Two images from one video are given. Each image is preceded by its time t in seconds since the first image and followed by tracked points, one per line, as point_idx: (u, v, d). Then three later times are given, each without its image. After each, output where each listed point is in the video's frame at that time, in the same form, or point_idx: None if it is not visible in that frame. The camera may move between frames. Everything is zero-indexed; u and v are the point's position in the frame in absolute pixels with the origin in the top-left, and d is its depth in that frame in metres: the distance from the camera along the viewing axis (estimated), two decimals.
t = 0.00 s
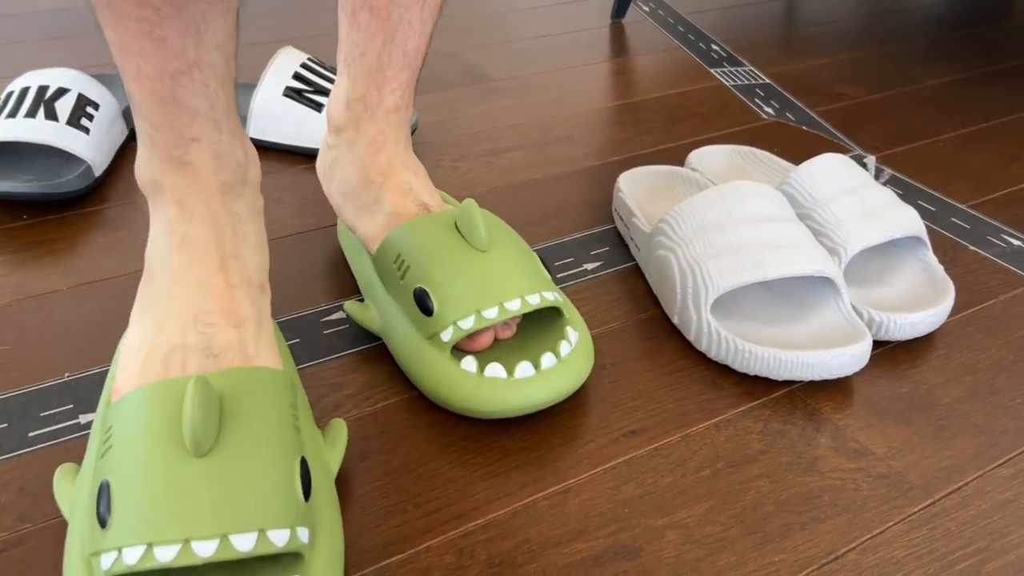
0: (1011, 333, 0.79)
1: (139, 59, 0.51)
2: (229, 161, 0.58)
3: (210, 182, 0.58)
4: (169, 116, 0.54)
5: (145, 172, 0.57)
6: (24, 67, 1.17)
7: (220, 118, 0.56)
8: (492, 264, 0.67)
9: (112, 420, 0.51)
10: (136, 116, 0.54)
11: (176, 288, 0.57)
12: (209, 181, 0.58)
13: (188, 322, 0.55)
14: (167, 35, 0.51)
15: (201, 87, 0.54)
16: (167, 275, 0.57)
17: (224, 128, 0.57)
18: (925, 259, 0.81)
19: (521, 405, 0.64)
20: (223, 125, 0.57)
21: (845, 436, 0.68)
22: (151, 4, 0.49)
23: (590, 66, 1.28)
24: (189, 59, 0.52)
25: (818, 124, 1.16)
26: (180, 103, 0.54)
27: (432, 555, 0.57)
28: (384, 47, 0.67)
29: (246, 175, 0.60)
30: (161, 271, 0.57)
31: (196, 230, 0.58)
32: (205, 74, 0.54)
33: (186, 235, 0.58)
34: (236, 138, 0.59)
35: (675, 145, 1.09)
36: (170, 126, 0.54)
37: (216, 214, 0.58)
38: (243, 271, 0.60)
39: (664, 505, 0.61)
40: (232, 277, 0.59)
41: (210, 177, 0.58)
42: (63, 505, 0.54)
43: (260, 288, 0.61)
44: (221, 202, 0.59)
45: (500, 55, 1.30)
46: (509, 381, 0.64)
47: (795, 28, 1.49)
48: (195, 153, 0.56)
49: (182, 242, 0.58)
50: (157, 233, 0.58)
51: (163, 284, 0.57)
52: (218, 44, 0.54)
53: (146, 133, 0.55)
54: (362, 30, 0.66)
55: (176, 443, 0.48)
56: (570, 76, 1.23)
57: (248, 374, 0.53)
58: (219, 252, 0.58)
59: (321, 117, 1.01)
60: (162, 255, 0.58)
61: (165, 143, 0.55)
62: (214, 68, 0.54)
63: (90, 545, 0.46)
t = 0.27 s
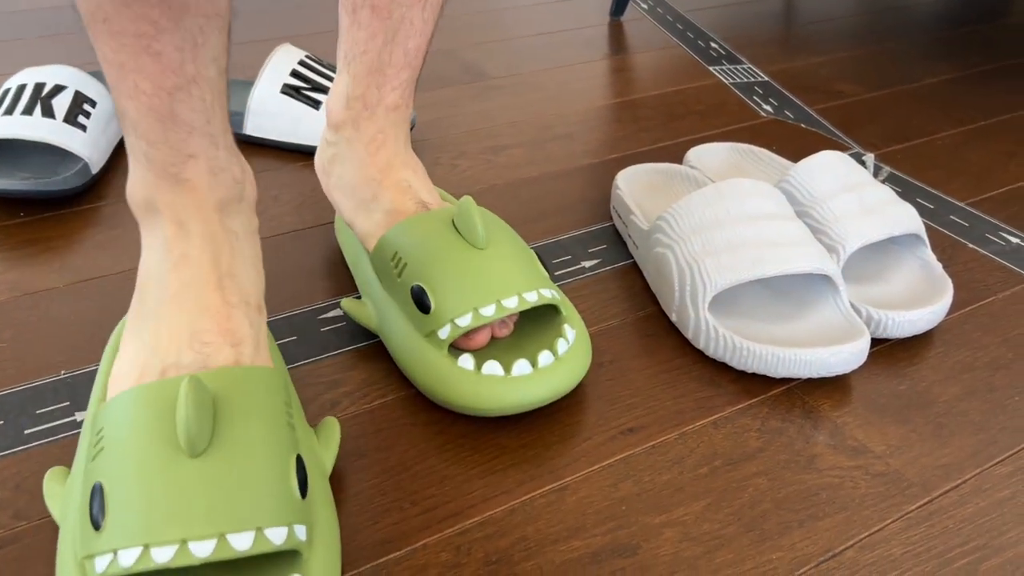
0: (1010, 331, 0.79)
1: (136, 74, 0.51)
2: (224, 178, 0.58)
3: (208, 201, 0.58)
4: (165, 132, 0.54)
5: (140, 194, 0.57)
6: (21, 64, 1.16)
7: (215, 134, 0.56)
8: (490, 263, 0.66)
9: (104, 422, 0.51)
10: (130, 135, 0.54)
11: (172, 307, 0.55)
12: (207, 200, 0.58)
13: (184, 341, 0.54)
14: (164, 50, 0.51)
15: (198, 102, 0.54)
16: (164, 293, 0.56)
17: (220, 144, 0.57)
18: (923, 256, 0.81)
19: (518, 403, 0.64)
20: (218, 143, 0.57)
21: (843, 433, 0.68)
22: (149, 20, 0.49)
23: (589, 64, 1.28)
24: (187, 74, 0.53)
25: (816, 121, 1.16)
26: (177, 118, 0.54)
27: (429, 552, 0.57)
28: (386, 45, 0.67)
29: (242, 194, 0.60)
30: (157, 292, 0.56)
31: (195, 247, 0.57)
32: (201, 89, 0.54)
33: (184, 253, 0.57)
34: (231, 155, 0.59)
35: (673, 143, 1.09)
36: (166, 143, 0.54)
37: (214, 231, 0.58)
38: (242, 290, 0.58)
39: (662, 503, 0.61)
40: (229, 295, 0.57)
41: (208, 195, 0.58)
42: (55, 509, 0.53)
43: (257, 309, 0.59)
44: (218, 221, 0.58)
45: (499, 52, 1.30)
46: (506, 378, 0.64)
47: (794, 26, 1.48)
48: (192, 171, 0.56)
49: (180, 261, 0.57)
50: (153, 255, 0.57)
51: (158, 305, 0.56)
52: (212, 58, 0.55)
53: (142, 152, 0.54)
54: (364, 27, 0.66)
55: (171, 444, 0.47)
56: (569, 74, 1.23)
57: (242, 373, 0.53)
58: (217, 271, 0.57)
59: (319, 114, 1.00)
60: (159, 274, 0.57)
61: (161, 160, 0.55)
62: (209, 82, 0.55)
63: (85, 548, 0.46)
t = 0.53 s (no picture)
0: (1009, 328, 0.79)
1: (129, 96, 0.50)
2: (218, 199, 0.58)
3: (204, 223, 0.57)
4: (162, 155, 0.53)
5: (135, 222, 0.56)
6: (19, 61, 1.16)
7: (212, 156, 0.56)
8: (489, 260, 0.66)
9: (95, 421, 0.50)
10: (125, 162, 0.53)
11: (166, 331, 0.54)
12: (204, 223, 0.57)
13: (181, 360, 0.52)
14: (159, 70, 0.50)
15: (194, 123, 0.54)
16: (161, 317, 0.54)
17: (217, 166, 0.57)
18: (922, 253, 0.81)
19: (517, 400, 0.64)
20: (214, 164, 0.57)
21: (841, 430, 0.68)
22: (144, 40, 0.49)
23: (588, 61, 1.28)
24: (183, 95, 0.52)
25: (815, 118, 1.16)
26: (175, 140, 0.53)
27: (427, 550, 0.56)
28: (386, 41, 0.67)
29: (239, 216, 0.60)
30: (150, 316, 0.55)
31: (192, 270, 0.56)
32: (196, 110, 0.54)
33: (182, 276, 0.56)
34: (225, 176, 0.58)
35: (672, 140, 1.09)
36: (163, 165, 0.53)
37: (212, 252, 0.57)
38: (240, 312, 0.57)
39: (660, 500, 0.61)
40: (228, 316, 0.56)
41: (205, 217, 0.57)
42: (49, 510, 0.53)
43: (256, 332, 0.58)
44: (215, 243, 0.58)
45: (497, 49, 1.30)
46: (504, 375, 0.64)
47: (793, 23, 1.48)
48: (189, 193, 0.56)
49: (176, 284, 0.55)
50: (148, 281, 0.56)
51: (151, 328, 0.54)
52: (206, 78, 0.54)
53: (138, 177, 0.54)
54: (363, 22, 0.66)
55: (164, 445, 0.47)
56: (567, 71, 1.23)
57: (235, 370, 0.52)
58: (215, 293, 0.56)
59: (317, 111, 1.00)
60: (155, 301, 0.55)
61: (157, 185, 0.54)
62: (204, 104, 0.54)
63: (79, 550, 0.45)
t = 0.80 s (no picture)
0: (1010, 326, 0.79)
1: (117, 65, 0.52)
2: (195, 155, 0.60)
3: (183, 180, 0.59)
4: (146, 120, 0.55)
5: (115, 175, 0.57)
6: (18, 58, 1.16)
7: (191, 120, 0.58)
8: (488, 258, 0.66)
9: (61, 367, 0.53)
10: (104, 119, 0.55)
11: (145, 282, 0.55)
12: (180, 180, 0.59)
13: (153, 307, 0.54)
14: (144, 43, 0.51)
15: (177, 91, 0.55)
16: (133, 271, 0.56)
17: (196, 127, 0.59)
18: (923, 251, 0.81)
19: (517, 399, 0.64)
20: (193, 127, 0.59)
21: (842, 429, 0.68)
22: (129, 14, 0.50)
23: (588, 59, 1.28)
24: (166, 65, 0.53)
25: (815, 116, 1.16)
26: (159, 108, 0.55)
27: (426, 548, 0.56)
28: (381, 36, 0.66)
29: (213, 173, 0.62)
30: (123, 265, 0.56)
31: (168, 225, 0.57)
32: (179, 79, 0.55)
33: (156, 230, 0.57)
34: (201, 137, 0.60)
35: (672, 138, 1.08)
36: (145, 128, 0.55)
37: (188, 209, 0.59)
38: (216, 270, 0.59)
39: (660, 499, 0.61)
40: (202, 271, 0.58)
41: (184, 176, 0.59)
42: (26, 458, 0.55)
43: (228, 284, 0.60)
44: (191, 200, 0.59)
45: (497, 47, 1.30)
46: (504, 374, 0.64)
47: (793, 21, 1.48)
48: (170, 154, 0.58)
49: (151, 236, 0.57)
50: (122, 232, 0.57)
51: (122, 276, 0.55)
52: (190, 46, 0.55)
53: (122, 136, 0.55)
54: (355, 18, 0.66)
55: (123, 384, 0.49)
56: (567, 69, 1.23)
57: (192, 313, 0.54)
58: (191, 247, 0.58)
59: (316, 108, 1.00)
60: (129, 257, 0.56)
61: (135, 143, 0.56)
62: (187, 71, 0.55)
63: (50, 486, 0.48)
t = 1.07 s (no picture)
0: (1011, 323, 0.79)
1: (49, 48, 0.58)
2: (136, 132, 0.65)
3: (127, 155, 0.65)
4: (82, 99, 0.61)
5: (62, 156, 0.63)
6: (16, 54, 1.16)
7: (132, 99, 0.64)
8: (489, 254, 0.66)
9: (33, 303, 0.59)
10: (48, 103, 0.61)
11: (89, 248, 0.61)
12: (125, 155, 0.65)
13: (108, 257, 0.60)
14: (75, 25, 0.58)
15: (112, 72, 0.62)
16: (85, 239, 0.62)
17: (136, 107, 0.65)
18: (924, 247, 0.81)
19: (517, 396, 0.63)
20: (134, 106, 0.65)
21: (842, 425, 0.68)
22: None
23: (588, 55, 1.27)
24: (99, 46, 0.60)
25: (816, 113, 1.16)
26: (95, 86, 0.61)
27: (425, 544, 0.56)
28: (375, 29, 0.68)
29: (162, 150, 0.68)
30: (81, 235, 0.62)
31: (114, 194, 0.63)
32: (114, 59, 0.62)
33: (106, 201, 0.63)
34: (145, 116, 0.67)
35: (671, 134, 1.08)
36: (85, 108, 0.61)
37: (133, 180, 0.65)
38: (164, 234, 0.65)
39: (660, 495, 0.61)
40: (152, 233, 0.64)
41: (127, 151, 0.65)
42: None
43: (179, 249, 0.66)
44: (136, 173, 0.65)
45: (497, 44, 1.29)
46: (505, 371, 0.63)
47: (794, 18, 1.48)
48: (111, 131, 0.63)
49: (100, 208, 0.63)
50: (76, 207, 0.63)
51: (84, 244, 0.61)
52: (122, 30, 0.62)
53: (59, 117, 0.61)
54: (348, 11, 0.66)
55: (90, 317, 0.56)
56: (566, 66, 1.23)
57: (155, 261, 0.61)
58: (136, 212, 0.64)
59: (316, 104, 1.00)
60: (83, 224, 0.63)
61: (81, 125, 0.62)
62: (120, 52, 0.62)
63: (17, 407, 0.54)
